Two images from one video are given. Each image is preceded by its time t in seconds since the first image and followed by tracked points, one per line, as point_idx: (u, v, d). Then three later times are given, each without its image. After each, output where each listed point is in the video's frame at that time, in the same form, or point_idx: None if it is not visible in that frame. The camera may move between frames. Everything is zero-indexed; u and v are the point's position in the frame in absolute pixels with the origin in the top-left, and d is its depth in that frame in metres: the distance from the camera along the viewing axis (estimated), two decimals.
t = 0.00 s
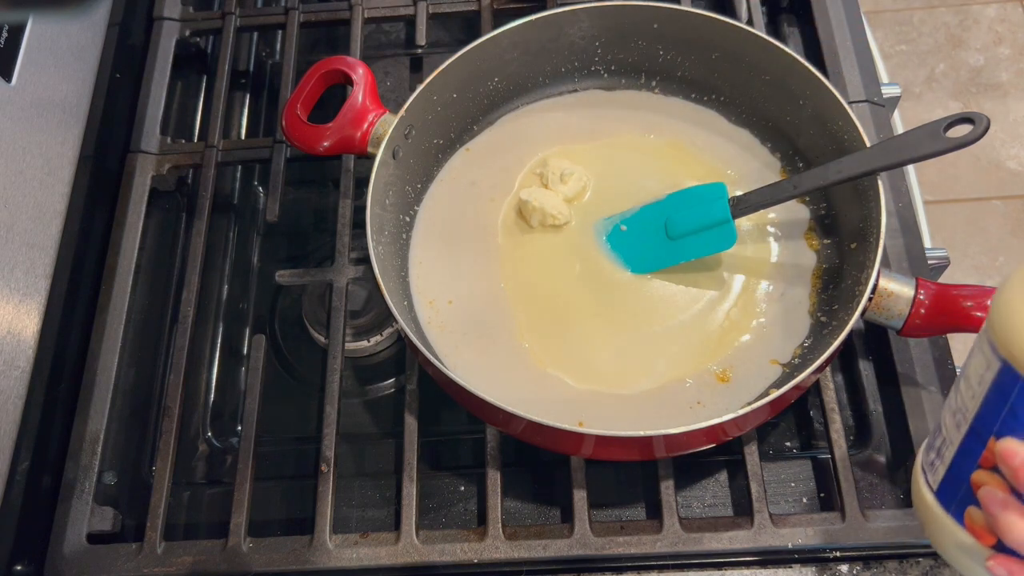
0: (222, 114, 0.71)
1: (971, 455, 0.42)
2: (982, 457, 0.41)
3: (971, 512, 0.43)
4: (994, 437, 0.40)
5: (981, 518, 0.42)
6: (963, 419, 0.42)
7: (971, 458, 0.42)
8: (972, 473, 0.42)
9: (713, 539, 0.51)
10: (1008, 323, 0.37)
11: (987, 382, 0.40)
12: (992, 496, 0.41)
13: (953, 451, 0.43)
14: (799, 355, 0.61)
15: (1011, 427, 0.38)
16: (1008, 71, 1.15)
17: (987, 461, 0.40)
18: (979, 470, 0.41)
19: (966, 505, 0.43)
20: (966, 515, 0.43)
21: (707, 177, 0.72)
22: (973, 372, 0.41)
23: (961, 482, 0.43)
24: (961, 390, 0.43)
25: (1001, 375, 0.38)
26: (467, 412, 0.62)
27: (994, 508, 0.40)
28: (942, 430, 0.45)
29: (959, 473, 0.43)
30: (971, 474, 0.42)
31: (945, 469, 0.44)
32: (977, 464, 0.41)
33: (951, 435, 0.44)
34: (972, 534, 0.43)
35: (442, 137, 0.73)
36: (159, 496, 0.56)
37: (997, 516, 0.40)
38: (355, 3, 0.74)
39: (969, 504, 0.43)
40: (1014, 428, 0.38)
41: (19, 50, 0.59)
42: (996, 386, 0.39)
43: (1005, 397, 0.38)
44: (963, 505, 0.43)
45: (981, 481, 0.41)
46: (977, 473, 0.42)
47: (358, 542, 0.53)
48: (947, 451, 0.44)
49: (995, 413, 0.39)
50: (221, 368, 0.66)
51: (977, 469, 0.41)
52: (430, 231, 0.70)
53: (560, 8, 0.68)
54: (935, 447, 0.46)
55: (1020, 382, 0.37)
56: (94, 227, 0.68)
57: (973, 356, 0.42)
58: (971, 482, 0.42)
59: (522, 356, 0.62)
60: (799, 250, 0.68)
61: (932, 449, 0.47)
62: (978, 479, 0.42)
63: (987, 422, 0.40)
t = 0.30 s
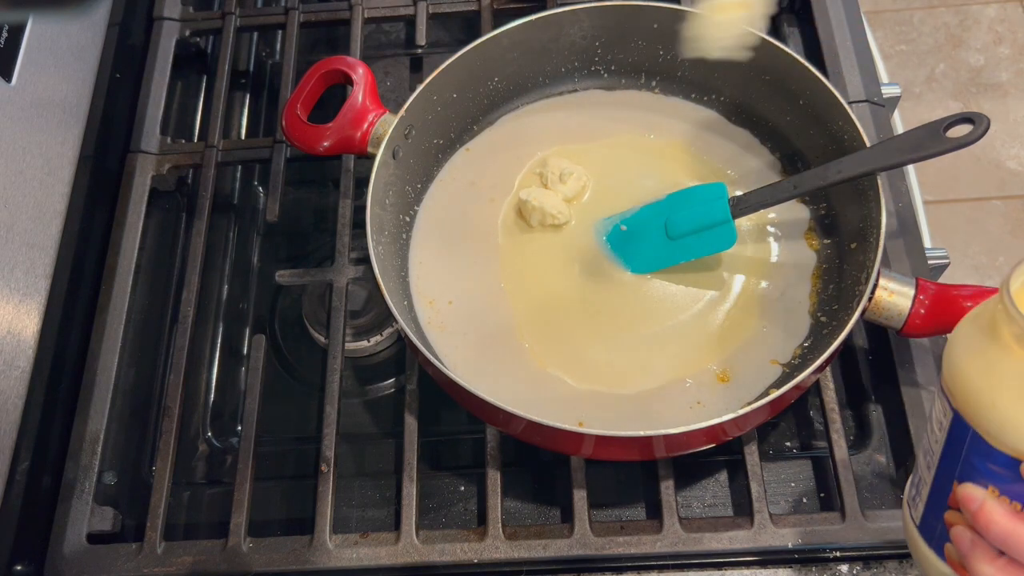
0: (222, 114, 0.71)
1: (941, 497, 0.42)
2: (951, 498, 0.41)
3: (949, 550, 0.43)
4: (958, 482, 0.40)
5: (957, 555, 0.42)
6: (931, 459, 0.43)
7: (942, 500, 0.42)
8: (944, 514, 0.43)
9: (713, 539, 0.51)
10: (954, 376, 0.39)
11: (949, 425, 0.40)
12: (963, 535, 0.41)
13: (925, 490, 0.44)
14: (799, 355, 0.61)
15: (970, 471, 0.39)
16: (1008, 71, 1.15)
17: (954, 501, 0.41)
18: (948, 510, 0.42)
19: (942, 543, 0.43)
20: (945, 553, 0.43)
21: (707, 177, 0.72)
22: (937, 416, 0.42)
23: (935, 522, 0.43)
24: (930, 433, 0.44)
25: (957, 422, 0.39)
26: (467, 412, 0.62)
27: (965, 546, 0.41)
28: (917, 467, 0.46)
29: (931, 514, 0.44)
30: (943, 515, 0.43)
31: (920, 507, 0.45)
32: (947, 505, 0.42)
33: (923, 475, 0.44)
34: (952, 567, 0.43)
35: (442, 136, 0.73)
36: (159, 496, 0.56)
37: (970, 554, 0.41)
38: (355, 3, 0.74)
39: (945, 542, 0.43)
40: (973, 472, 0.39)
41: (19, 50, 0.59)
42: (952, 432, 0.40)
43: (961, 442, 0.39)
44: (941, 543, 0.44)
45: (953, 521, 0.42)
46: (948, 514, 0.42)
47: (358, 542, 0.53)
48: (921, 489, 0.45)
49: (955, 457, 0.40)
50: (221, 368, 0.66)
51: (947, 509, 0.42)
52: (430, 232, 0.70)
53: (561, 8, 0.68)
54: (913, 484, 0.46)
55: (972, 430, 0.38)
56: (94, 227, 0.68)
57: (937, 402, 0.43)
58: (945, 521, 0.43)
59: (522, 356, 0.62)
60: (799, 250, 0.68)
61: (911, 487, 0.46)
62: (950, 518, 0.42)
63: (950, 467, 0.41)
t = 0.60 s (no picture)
0: (222, 114, 0.71)
1: (950, 498, 0.42)
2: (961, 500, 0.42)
3: (955, 551, 0.43)
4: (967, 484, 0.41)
5: (964, 557, 0.43)
6: (939, 461, 0.43)
7: (950, 501, 0.42)
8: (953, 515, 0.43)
9: (713, 540, 0.51)
10: (970, 375, 0.38)
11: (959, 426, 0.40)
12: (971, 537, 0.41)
13: (933, 491, 0.44)
14: (799, 355, 0.61)
15: (981, 473, 0.39)
16: (1008, 71, 1.15)
17: (964, 504, 0.41)
18: (957, 512, 0.42)
19: (949, 544, 0.44)
20: (951, 553, 0.44)
21: (707, 177, 0.72)
22: (947, 418, 0.42)
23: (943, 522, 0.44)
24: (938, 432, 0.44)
25: (969, 425, 0.39)
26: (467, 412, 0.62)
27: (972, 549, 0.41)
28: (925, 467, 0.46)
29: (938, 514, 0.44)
30: (950, 516, 0.43)
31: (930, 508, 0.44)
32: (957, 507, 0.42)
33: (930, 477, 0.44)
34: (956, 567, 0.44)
35: (442, 136, 0.73)
36: (159, 496, 0.56)
37: (978, 558, 0.41)
38: (355, 3, 0.74)
39: (952, 543, 0.44)
40: (985, 476, 0.39)
41: (19, 50, 0.59)
42: (964, 435, 0.40)
43: (973, 446, 0.39)
44: (948, 543, 0.44)
45: (961, 523, 0.42)
46: (957, 516, 0.42)
47: (358, 542, 0.53)
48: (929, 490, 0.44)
49: (965, 458, 0.40)
50: (221, 368, 0.66)
51: (956, 511, 0.42)
52: (430, 231, 0.70)
53: (561, 8, 0.68)
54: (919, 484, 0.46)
55: (985, 434, 0.38)
56: (94, 226, 0.68)
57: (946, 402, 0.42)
58: (953, 523, 0.43)
59: (522, 356, 0.62)
60: (799, 250, 0.68)
61: (917, 487, 0.47)
62: (958, 521, 0.42)
63: (960, 469, 0.41)
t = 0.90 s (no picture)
0: (222, 114, 0.71)
1: (978, 476, 0.41)
2: (990, 478, 0.41)
3: (972, 532, 0.43)
4: (1004, 459, 0.40)
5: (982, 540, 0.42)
6: (971, 436, 0.42)
7: (977, 480, 0.41)
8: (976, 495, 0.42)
9: (713, 540, 0.51)
10: None
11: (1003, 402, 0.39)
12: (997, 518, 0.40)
13: (957, 470, 0.43)
14: (799, 355, 0.61)
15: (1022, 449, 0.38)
16: (1008, 70, 1.15)
17: (995, 482, 0.40)
18: (985, 491, 0.41)
19: (967, 526, 0.43)
20: (967, 535, 0.43)
21: (707, 177, 0.72)
22: (986, 391, 0.41)
23: (965, 501, 0.43)
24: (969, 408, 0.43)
25: None
26: (467, 412, 0.62)
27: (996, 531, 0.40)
28: (944, 448, 0.45)
29: (961, 494, 0.43)
30: (975, 497, 0.42)
31: (947, 490, 0.44)
32: (983, 486, 0.41)
33: (955, 455, 0.43)
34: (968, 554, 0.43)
35: (442, 136, 0.73)
36: (159, 496, 0.56)
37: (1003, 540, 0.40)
38: (355, 3, 0.74)
39: (970, 526, 0.43)
40: None
41: (19, 51, 0.59)
42: (1011, 406, 0.39)
43: None
44: (964, 524, 0.43)
45: (986, 502, 0.41)
46: (983, 494, 0.41)
47: (358, 542, 0.53)
48: (949, 470, 0.44)
49: (1010, 431, 0.39)
50: (221, 368, 0.66)
51: (982, 491, 0.41)
52: (430, 232, 0.70)
53: (561, 8, 0.68)
54: (936, 465, 0.45)
55: None
56: (94, 226, 0.68)
57: (984, 374, 0.41)
58: (976, 504, 0.42)
59: (522, 356, 0.62)
60: (799, 250, 0.68)
61: (930, 468, 0.46)
62: (983, 501, 0.41)
63: (998, 443, 0.40)
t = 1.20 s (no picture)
0: (222, 114, 0.71)
1: (999, 427, 0.41)
2: (1012, 429, 0.40)
3: (992, 485, 0.43)
4: None
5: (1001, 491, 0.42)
6: (995, 388, 0.41)
7: (998, 431, 0.41)
8: (995, 446, 0.42)
9: (713, 540, 0.51)
10: None
11: None
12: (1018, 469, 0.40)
13: (977, 423, 0.43)
14: (799, 355, 0.61)
15: None
16: (1008, 71, 1.15)
17: (1018, 432, 0.40)
18: (1007, 442, 0.41)
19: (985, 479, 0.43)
20: (986, 487, 0.43)
21: (707, 177, 0.72)
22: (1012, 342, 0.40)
23: (984, 454, 0.43)
24: (991, 364, 0.42)
25: None
26: (467, 412, 0.62)
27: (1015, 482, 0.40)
28: (964, 404, 0.45)
29: (980, 447, 0.43)
30: (996, 448, 0.42)
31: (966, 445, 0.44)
32: (1005, 437, 0.41)
33: (976, 409, 0.43)
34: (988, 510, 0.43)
35: (442, 136, 0.73)
36: (159, 496, 0.56)
37: None
38: (355, 3, 0.74)
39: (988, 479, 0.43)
40: None
41: (19, 50, 0.59)
42: None
43: None
44: (983, 477, 0.43)
45: (1007, 453, 0.41)
46: (1004, 445, 0.41)
47: (358, 542, 0.53)
48: (969, 425, 0.44)
49: None
50: (221, 368, 0.66)
51: (1003, 442, 0.41)
52: (430, 232, 0.70)
53: (561, 8, 0.68)
54: (956, 421, 0.45)
55: None
56: (94, 227, 0.68)
57: (1011, 326, 0.41)
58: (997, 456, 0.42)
59: (522, 356, 0.62)
60: (799, 250, 0.68)
61: (951, 424, 0.46)
62: (1004, 452, 0.41)
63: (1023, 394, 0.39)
